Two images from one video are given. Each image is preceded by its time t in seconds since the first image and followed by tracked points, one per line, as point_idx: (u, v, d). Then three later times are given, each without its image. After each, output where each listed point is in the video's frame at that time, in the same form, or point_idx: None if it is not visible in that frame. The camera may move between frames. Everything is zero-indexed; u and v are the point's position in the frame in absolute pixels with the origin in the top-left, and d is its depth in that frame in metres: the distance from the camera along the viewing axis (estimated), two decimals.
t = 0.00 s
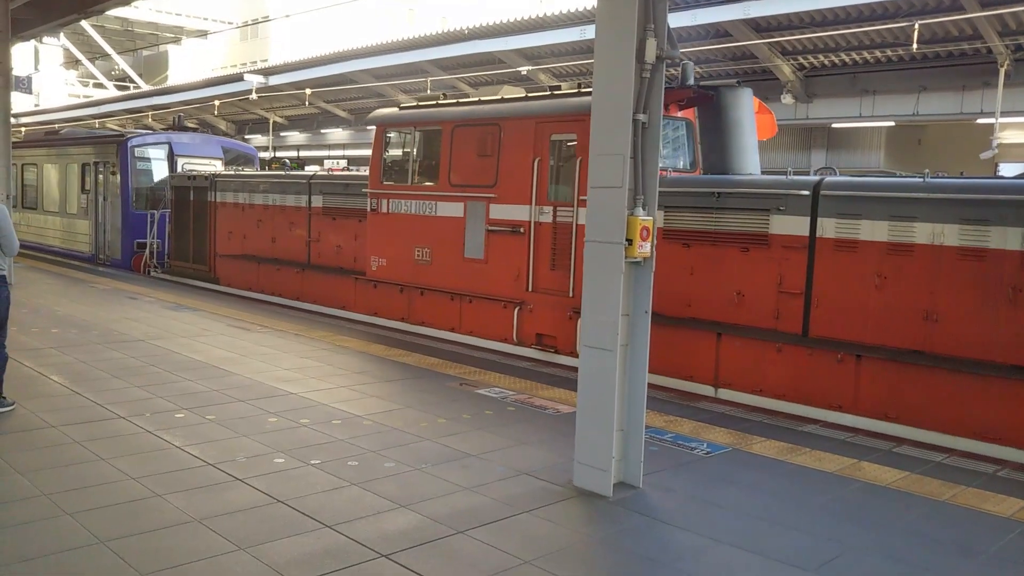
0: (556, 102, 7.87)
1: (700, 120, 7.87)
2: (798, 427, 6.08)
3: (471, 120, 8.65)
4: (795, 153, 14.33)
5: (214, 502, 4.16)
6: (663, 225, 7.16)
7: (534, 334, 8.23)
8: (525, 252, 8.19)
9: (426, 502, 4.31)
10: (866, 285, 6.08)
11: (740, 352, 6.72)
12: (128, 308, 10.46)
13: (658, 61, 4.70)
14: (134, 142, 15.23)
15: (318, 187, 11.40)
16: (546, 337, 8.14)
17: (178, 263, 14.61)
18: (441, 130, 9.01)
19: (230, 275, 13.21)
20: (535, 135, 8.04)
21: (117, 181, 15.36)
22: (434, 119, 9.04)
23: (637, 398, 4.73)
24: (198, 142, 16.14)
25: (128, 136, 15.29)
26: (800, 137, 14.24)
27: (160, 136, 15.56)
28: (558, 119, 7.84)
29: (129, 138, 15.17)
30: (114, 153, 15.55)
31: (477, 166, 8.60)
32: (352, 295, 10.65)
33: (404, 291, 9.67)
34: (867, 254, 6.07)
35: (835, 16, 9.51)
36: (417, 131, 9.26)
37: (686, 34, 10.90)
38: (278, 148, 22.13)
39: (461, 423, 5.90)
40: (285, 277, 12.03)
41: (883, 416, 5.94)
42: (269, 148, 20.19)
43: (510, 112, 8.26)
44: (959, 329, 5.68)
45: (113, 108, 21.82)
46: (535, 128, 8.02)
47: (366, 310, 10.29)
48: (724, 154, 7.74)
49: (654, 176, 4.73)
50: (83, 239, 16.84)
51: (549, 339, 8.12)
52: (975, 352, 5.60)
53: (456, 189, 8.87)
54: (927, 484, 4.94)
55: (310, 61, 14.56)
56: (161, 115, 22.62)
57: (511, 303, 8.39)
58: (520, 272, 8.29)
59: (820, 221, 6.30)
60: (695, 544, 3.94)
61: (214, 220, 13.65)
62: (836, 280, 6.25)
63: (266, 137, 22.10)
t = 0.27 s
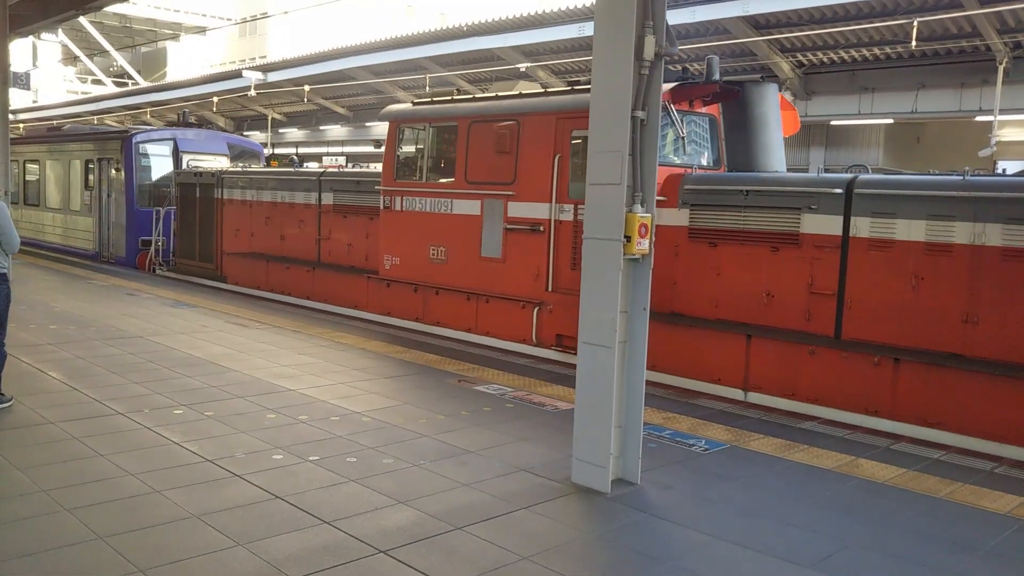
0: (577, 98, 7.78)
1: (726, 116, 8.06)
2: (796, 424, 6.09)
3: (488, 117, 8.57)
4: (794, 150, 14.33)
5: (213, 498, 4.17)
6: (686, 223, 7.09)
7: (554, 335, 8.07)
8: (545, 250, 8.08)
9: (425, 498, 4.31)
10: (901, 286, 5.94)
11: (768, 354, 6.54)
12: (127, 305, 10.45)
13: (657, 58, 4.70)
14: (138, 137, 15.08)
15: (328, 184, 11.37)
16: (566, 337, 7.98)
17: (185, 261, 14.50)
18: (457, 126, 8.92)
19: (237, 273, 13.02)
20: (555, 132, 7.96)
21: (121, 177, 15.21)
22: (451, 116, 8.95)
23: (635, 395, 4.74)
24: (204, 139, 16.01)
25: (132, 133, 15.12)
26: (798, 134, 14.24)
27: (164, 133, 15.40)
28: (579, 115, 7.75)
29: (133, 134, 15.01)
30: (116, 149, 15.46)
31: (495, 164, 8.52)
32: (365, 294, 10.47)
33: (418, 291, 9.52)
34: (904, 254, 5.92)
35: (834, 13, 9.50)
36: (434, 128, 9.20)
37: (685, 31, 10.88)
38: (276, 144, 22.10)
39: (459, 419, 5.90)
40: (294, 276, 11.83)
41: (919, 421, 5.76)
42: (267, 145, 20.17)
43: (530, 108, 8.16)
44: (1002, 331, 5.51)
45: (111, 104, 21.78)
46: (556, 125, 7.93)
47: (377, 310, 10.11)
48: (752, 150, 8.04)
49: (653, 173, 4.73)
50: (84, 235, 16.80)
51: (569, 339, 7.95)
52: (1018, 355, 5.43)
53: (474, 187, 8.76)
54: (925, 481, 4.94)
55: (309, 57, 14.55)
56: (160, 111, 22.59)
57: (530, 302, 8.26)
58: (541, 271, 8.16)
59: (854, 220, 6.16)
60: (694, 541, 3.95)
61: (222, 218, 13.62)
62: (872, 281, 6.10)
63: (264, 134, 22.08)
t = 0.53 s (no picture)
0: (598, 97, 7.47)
1: (750, 116, 7.95)
2: (792, 426, 6.10)
3: (505, 116, 8.26)
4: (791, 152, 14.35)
5: (209, 499, 4.16)
6: (713, 226, 7.07)
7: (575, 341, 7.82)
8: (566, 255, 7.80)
9: (420, 499, 4.31)
10: (942, 292, 5.82)
11: (803, 364, 6.31)
12: (123, 305, 10.43)
13: (654, 60, 4.71)
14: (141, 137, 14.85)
15: (338, 184, 11.15)
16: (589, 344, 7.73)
17: (189, 262, 14.26)
18: (473, 126, 8.61)
19: (244, 276, 12.76)
20: (575, 132, 7.65)
21: (125, 177, 15.01)
22: (466, 116, 8.63)
23: (632, 397, 4.74)
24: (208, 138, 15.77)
25: (135, 132, 14.90)
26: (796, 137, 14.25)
27: (168, 132, 15.16)
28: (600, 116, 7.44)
29: (137, 133, 14.79)
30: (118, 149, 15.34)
31: (513, 165, 8.22)
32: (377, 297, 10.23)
33: (432, 294, 9.30)
34: (942, 260, 5.81)
35: (831, 16, 9.52)
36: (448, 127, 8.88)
37: (683, 33, 10.89)
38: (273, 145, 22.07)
39: (455, 421, 5.90)
40: (302, 279, 11.57)
41: (964, 433, 5.56)
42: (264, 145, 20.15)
43: (548, 108, 7.86)
44: None
45: (108, 104, 21.74)
46: (576, 125, 7.62)
47: (391, 313, 9.89)
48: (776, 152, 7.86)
49: (649, 175, 4.74)
50: (82, 235, 16.74)
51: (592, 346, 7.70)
52: None
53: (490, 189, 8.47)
54: (919, 483, 4.96)
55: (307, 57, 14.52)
56: (157, 111, 22.55)
57: (550, 308, 8.00)
58: (561, 275, 7.90)
59: (889, 225, 6.06)
60: (689, 542, 3.96)
61: (226, 219, 13.34)
62: (907, 287, 5.99)
63: (261, 134, 22.06)
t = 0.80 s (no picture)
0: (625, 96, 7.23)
1: (779, 117, 7.82)
2: (791, 427, 6.10)
3: (526, 116, 8.03)
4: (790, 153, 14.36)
5: (208, 500, 4.16)
6: (745, 228, 6.88)
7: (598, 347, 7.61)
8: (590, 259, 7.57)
9: (420, 501, 4.31)
10: (987, 299, 5.61)
11: (842, 371, 6.08)
12: (122, 308, 10.42)
13: (652, 61, 4.72)
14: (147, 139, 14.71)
15: (351, 186, 10.93)
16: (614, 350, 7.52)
17: (198, 265, 14.24)
18: (492, 127, 8.41)
19: (253, 280, 12.54)
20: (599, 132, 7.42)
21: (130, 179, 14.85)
22: (486, 116, 8.43)
23: (631, 398, 4.74)
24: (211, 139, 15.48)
25: (141, 134, 14.72)
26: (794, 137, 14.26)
27: (174, 134, 14.99)
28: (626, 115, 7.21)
29: (143, 135, 14.63)
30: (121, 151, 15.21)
31: (535, 166, 7.99)
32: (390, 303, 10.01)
33: (448, 299, 9.10)
34: (987, 264, 5.60)
35: (829, 17, 9.53)
36: (465, 128, 8.67)
37: (681, 35, 10.90)
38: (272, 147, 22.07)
39: (455, 422, 5.90)
40: (313, 283, 11.34)
41: (1013, 443, 5.33)
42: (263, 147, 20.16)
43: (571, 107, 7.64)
44: None
45: (107, 107, 21.75)
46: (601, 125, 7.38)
47: (404, 318, 9.69)
48: (804, 156, 7.73)
49: (647, 176, 4.74)
50: (82, 238, 16.68)
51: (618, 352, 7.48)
52: None
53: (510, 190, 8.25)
54: (919, 483, 4.96)
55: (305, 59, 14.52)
56: (155, 113, 22.56)
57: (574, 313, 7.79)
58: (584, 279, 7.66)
59: (929, 228, 5.85)
60: (689, 543, 3.96)
61: (235, 222, 13.21)
62: (950, 292, 5.79)
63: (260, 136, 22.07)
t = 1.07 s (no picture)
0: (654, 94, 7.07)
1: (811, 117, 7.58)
2: (790, 427, 6.10)
3: (549, 115, 7.86)
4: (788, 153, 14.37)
5: (207, 501, 4.16)
6: (779, 231, 6.70)
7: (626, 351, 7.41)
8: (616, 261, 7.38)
9: (419, 501, 4.31)
10: None
11: (881, 378, 5.91)
12: (120, 307, 10.41)
13: (651, 62, 4.72)
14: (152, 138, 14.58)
15: (364, 186, 10.72)
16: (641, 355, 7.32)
17: (203, 268, 13.91)
18: (512, 126, 8.24)
19: (262, 282, 12.29)
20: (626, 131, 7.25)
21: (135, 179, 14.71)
22: (506, 115, 8.26)
23: (630, 398, 4.74)
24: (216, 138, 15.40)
25: (146, 133, 14.61)
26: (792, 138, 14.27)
27: (180, 133, 14.92)
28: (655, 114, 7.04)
29: (148, 134, 14.53)
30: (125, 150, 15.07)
31: (558, 166, 7.81)
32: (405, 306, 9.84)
33: (467, 302, 8.92)
34: None
35: (827, 17, 9.53)
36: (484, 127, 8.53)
37: (679, 35, 10.90)
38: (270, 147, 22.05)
39: (454, 422, 5.89)
40: (325, 285, 11.12)
41: None
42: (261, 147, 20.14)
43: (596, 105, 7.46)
44: None
45: (104, 106, 21.71)
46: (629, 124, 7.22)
47: (421, 322, 9.51)
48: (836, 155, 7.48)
49: (645, 176, 4.75)
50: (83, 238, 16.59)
51: (645, 358, 7.29)
52: None
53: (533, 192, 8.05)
54: (917, 483, 4.96)
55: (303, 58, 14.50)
56: (153, 113, 22.53)
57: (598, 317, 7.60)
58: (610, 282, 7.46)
59: (975, 230, 5.66)
60: (688, 543, 3.96)
61: (243, 223, 12.97)
62: (996, 297, 5.59)
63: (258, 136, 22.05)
